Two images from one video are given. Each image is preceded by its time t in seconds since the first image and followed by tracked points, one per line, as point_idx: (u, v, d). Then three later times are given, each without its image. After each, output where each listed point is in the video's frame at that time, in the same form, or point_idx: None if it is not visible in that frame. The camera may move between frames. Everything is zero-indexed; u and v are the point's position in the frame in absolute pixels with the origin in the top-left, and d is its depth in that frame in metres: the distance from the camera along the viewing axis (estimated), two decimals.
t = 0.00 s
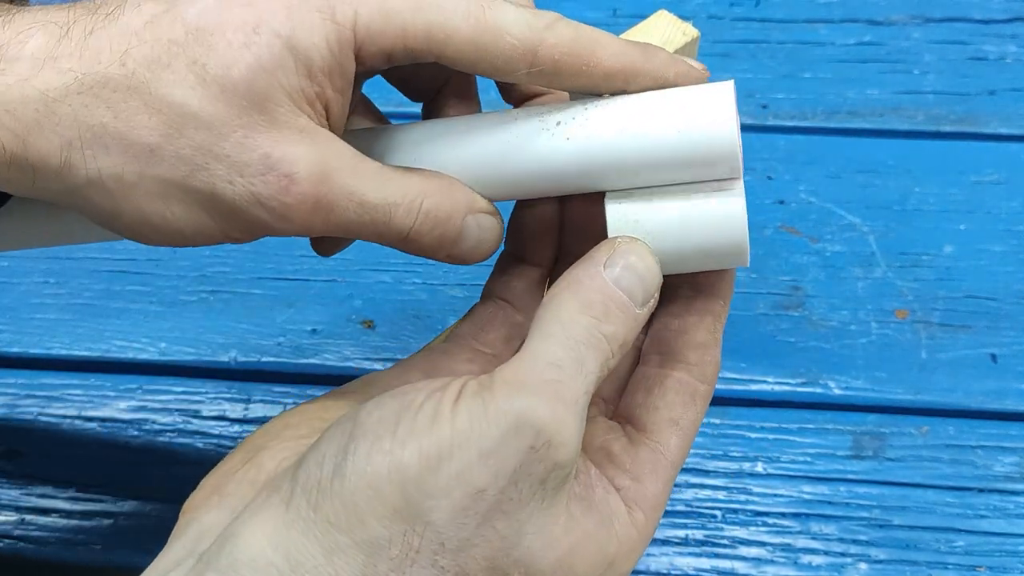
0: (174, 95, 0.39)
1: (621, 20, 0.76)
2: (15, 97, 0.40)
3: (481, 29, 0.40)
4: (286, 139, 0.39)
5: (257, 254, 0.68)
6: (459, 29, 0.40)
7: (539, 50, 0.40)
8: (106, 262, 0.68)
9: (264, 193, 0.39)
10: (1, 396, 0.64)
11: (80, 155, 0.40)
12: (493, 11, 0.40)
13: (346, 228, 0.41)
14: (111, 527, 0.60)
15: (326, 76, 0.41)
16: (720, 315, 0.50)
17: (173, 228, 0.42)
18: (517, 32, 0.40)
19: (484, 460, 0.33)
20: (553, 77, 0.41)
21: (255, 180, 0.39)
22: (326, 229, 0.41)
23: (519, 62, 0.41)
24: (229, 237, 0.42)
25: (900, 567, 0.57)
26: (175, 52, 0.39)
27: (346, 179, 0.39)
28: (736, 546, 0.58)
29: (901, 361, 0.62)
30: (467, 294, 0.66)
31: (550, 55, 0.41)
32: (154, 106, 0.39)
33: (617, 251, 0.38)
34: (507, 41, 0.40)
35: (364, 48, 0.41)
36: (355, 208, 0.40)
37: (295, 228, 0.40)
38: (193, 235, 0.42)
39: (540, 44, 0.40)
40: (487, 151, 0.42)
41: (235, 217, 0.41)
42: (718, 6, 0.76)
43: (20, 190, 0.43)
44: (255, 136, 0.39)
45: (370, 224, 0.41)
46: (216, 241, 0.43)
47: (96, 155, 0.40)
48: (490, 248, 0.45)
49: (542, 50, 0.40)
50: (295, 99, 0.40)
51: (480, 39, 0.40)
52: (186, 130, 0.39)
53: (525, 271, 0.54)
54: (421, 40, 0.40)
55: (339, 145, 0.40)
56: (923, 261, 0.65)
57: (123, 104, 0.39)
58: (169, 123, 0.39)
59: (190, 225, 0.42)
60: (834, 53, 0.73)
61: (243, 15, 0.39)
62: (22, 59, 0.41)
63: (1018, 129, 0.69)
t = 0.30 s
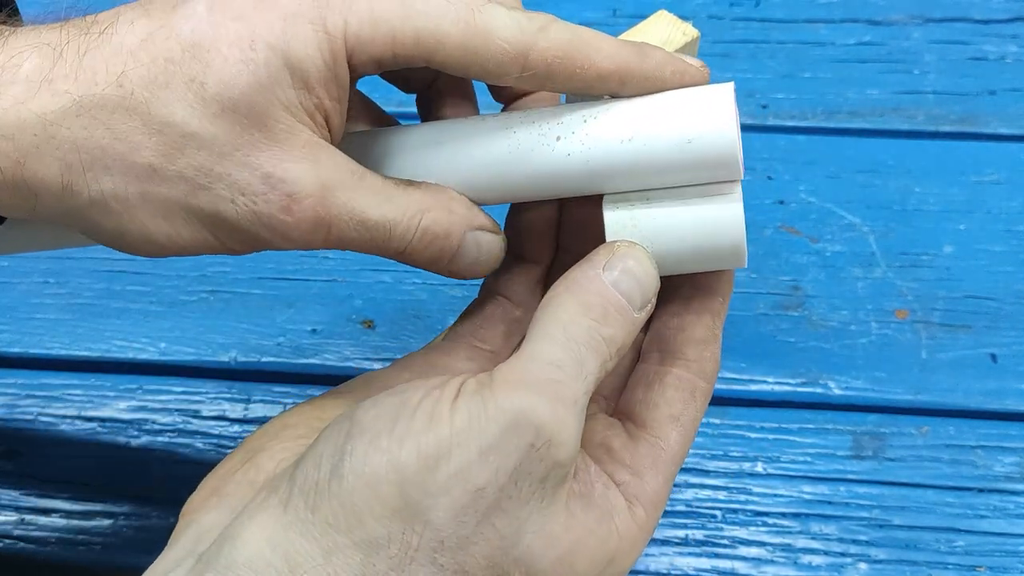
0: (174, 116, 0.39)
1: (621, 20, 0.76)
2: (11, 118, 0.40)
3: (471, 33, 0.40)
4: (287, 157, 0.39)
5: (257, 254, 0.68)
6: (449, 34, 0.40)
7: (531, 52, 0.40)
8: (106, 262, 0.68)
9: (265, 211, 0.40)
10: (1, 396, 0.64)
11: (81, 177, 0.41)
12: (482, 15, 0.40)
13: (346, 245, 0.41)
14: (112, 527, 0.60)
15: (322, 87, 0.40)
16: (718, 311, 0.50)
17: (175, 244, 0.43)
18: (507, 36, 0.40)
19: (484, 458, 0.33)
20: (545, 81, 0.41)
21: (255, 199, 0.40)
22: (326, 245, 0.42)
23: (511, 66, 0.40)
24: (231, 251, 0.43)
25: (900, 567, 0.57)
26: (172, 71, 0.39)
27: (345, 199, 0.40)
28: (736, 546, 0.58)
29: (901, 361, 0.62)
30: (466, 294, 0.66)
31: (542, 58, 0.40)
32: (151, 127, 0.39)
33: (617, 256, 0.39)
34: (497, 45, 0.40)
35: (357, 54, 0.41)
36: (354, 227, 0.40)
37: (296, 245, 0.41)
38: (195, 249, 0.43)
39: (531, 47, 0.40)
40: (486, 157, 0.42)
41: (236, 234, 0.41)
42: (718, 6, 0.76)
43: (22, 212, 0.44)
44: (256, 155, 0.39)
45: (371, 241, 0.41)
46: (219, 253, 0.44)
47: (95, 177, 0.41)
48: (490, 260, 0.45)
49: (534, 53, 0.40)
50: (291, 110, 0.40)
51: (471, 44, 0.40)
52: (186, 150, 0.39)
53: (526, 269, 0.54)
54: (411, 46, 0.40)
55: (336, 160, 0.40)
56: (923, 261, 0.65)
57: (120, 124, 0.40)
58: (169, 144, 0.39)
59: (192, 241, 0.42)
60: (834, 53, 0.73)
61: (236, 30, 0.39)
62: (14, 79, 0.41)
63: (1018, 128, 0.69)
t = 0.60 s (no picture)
0: (158, 102, 0.39)
1: (621, 20, 0.76)
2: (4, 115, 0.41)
3: (463, 25, 0.40)
4: (274, 133, 0.39)
5: (257, 253, 0.68)
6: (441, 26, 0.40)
7: (525, 47, 0.40)
8: (106, 262, 0.68)
9: (259, 188, 0.40)
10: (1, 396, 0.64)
11: (68, 172, 0.41)
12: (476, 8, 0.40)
13: (358, 211, 0.40)
14: (112, 527, 0.60)
15: (310, 77, 0.41)
16: (729, 324, 0.50)
17: (170, 237, 0.42)
18: (501, 29, 0.40)
19: (480, 459, 0.33)
20: (540, 75, 0.41)
21: (246, 176, 0.39)
22: (340, 218, 0.40)
23: (503, 60, 0.40)
24: (235, 241, 0.43)
25: (900, 567, 0.57)
26: (156, 60, 0.40)
27: (338, 165, 0.39)
28: (736, 546, 0.58)
29: (901, 361, 0.62)
30: (467, 294, 0.66)
31: (537, 53, 0.40)
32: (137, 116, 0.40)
33: (616, 246, 0.38)
34: (490, 38, 0.40)
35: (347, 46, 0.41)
36: (358, 191, 0.39)
37: (303, 221, 0.40)
38: (193, 243, 0.43)
39: (524, 42, 0.40)
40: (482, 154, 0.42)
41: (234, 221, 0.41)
42: (718, 6, 0.76)
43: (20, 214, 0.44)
44: (241, 135, 0.39)
45: (378, 205, 0.40)
46: (223, 245, 0.43)
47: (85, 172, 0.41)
48: (520, 217, 0.41)
49: (528, 48, 0.40)
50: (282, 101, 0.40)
51: (462, 37, 0.40)
52: (170, 138, 0.40)
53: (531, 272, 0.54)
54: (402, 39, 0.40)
55: (326, 135, 0.40)
56: (923, 261, 0.65)
57: (107, 117, 0.40)
58: (153, 132, 0.40)
59: (190, 232, 0.42)
60: (834, 53, 0.73)
61: (221, 18, 0.40)
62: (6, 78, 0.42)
63: (1018, 128, 0.69)
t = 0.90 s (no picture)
0: (162, 107, 0.40)
1: (621, 19, 0.76)
2: (8, 120, 0.42)
3: (461, 16, 0.40)
4: (280, 138, 0.40)
5: (257, 253, 0.68)
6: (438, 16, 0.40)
7: (523, 36, 0.40)
8: (106, 262, 0.68)
9: (265, 194, 0.40)
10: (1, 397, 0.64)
11: (76, 176, 0.42)
12: None
13: (357, 217, 0.41)
14: (113, 526, 0.60)
15: (313, 74, 0.41)
16: (744, 345, 0.51)
17: (180, 236, 0.43)
18: (499, 19, 0.40)
19: (474, 447, 0.33)
20: (538, 64, 0.41)
21: (252, 182, 0.40)
22: (340, 221, 0.41)
23: (501, 50, 0.40)
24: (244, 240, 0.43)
25: (899, 567, 0.57)
26: (157, 63, 0.40)
27: (341, 172, 0.39)
28: (736, 546, 0.58)
29: (901, 361, 0.62)
30: (467, 294, 0.66)
31: (535, 42, 0.40)
32: (139, 121, 0.40)
33: (608, 218, 0.37)
34: (489, 28, 0.40)
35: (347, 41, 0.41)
36: (358, 200, 0.40)
37: (305, 223, 0.41)
38: (202, 241, 0.44)
39: (522, 31, 0.40)
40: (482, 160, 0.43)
41: (240, 221, 0.41)
42: (718, 6, 0.76)
43: (30, 217, 0.45)
44: (247, 141, 0.40)
45: (377, 213, 0.40)
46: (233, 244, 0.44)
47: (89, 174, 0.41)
48: (514, 227, 0.43)
49: (525, 37, 0.40)
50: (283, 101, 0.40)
51: (461, 26, 0.40)
52: (177, 143, 0.40)
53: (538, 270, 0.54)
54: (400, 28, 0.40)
55: (332, 139, 0.40)
56: (923, 261, 0.65)
57: (110, 121, 0.40)
58: (158, 136, 0.40)
59: (199, 232, 0.43)
60: (834, 53, 0.73)
61: (221, 19, 0.40)
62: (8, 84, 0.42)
63: (1018, 128, 0.69)
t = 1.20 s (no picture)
0: (168, 105, 0.40)
1: (621, 19, 0.76)
2: (14, 116, 0.42)
3: (464, 14, 0.40)
4: (282, 135, 0.40)
5: (257, 253, 0.68)
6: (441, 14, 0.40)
7: (525, 34, 0.40)
8: (106, 262, 0.68)
9: (267, 190, 0.40)
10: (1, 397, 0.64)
11: (82, 172, 0.41)
12: None
13: (360, 215, 0.41)
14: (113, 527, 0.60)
15: (317, 71, 0.41)
16: (738, 334, 0.50)
17: (183, 233, 0.43)
18: (501, 17, 0.40)
19: (474, 437, 0.33)
20: (539, 61, 0.41)
21: (255, 179, 0.40)
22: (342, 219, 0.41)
23: (504, 48, 0.40)
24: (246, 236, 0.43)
25: (899, 567, 0.57)
26: (163, 61, 0.40)
27: (345, 170, 0.39)
28: (736, 546, 0.58)
29: (901, 361, 0.62)
30: (467, 294, 0.66)
31: (537, 41, 0.40)
32: (145, 118, 0.40)
33: (610, 214, 0.37)
34: (491, 26, 0.40)
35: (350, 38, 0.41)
36: (361, 198, 0.40)
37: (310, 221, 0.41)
38: (206, 239, 0.43)
39: (525, 30, 0.40)
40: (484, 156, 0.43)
41: (241, 216, 0.41)
42: (718, 6, 0.76)
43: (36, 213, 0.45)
44: (252, 138, 0.40)
45: (380, 211, 0.40)
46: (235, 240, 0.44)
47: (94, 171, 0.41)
48: (515, 225, 0.43)
49: (528, 35, 0.40)
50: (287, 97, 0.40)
51: (464, 25, 0.40)
52: (182, 139, 0.40)
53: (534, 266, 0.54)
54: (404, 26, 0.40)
55: (335, 137, 0.40)
56: (923, 261, 0.65)
57: (116, 117, 0.40)
58: (164, 134, 0.40)
59: (203, 228, 0.42)
60: (834, 53, 0.73)
61: (226, 15, 0.40)
62: (14, 82, 0.42)
63: (1018, 128, 0.69)
